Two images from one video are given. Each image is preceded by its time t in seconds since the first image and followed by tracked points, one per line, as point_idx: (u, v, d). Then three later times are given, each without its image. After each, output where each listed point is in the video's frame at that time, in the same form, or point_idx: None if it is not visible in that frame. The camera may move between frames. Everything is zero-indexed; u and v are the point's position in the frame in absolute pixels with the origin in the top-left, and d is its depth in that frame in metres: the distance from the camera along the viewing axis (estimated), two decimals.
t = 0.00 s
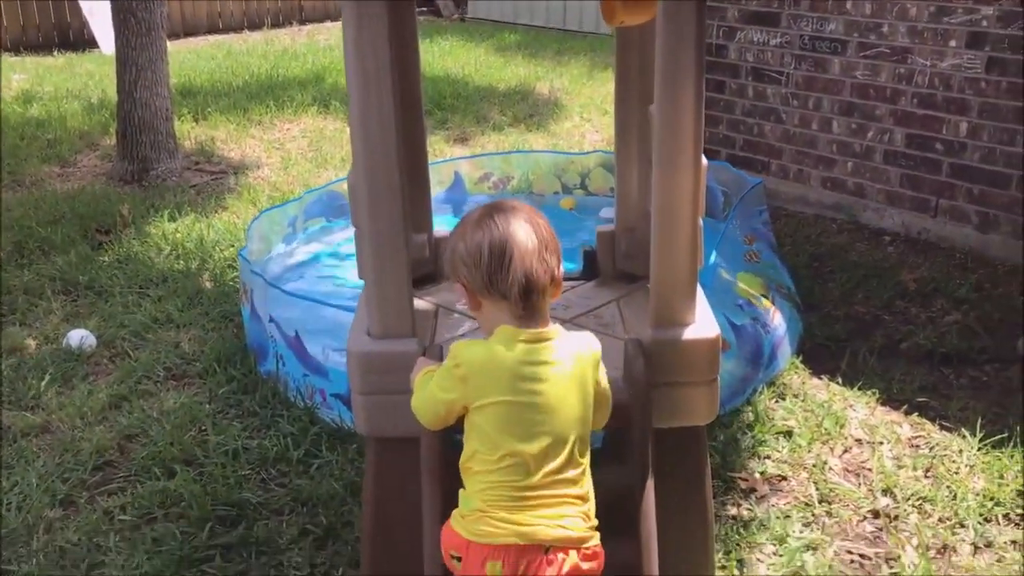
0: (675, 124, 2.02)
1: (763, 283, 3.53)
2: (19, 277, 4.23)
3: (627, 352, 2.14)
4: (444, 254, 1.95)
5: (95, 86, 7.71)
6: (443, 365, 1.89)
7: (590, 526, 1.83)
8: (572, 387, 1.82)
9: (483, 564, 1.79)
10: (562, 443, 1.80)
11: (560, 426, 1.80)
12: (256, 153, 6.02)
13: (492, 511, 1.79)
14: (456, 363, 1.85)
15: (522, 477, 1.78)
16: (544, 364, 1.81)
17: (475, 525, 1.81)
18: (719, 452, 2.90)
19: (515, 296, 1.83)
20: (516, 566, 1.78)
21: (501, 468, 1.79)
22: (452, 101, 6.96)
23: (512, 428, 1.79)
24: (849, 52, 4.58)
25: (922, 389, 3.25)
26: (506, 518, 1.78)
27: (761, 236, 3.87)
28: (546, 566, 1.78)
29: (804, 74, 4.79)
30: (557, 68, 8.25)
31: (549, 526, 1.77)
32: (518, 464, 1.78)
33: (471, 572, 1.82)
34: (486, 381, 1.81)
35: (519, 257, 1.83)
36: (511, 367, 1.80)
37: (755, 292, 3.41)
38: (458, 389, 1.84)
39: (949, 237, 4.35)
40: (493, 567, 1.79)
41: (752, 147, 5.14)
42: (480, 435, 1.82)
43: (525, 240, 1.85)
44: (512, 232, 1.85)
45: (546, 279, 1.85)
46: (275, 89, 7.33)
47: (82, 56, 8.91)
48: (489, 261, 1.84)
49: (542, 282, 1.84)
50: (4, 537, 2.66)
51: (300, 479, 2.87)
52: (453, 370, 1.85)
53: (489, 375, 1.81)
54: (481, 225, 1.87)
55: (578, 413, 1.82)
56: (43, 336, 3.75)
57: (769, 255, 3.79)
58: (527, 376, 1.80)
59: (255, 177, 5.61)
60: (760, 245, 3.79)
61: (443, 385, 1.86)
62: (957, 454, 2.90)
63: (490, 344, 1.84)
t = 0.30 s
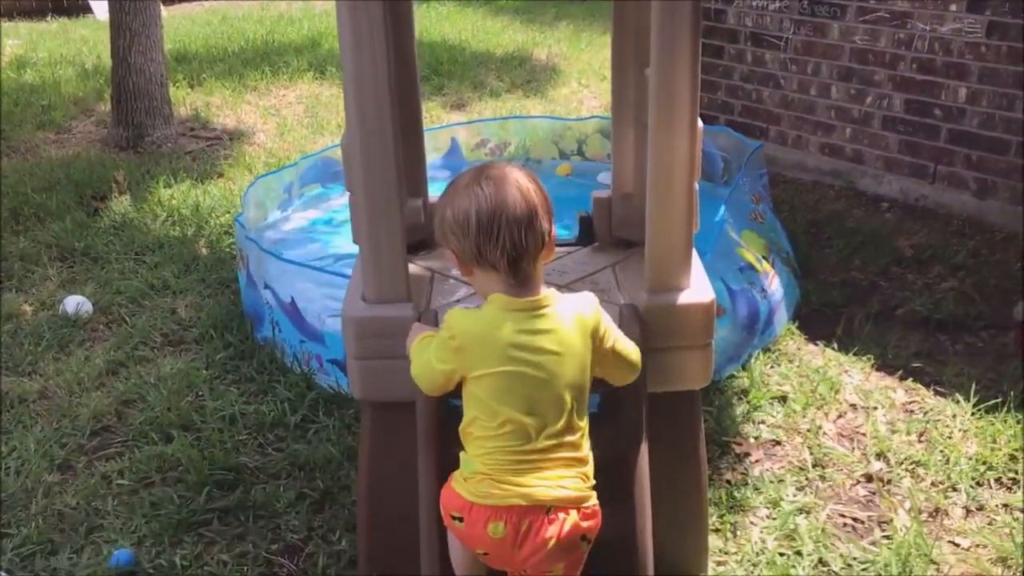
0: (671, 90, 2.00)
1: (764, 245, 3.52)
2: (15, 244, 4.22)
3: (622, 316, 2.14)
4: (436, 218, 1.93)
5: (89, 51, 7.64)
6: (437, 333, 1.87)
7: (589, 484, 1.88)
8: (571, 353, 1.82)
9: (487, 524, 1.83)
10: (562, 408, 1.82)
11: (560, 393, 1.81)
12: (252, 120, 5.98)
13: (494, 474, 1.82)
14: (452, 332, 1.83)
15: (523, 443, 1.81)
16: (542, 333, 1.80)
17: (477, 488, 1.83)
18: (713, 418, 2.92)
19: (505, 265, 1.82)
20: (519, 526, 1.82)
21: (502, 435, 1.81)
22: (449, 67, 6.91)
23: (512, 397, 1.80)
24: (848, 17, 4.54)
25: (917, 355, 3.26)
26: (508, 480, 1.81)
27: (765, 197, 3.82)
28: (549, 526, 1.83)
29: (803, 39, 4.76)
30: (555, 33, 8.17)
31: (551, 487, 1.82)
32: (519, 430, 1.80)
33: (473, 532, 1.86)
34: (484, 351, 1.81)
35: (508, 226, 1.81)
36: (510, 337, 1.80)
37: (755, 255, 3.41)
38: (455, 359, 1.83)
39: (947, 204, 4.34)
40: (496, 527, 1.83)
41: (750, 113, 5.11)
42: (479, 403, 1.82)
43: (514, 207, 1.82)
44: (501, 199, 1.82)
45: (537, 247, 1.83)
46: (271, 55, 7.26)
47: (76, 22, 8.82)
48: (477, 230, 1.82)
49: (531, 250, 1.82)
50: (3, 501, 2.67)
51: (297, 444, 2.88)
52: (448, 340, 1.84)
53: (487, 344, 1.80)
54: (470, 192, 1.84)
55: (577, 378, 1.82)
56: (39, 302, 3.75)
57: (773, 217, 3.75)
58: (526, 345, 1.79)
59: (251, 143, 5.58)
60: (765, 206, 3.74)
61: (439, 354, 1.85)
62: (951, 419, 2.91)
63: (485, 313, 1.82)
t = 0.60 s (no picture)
0: (674, 74, 2.00)
1: (764, 233, 3.52)
2: (20, 226, 4.23)
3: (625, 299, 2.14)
4: (441, 200, 1.93)
5: (93, 33, 7.63)
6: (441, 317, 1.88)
7: (597, 464, 1.88)
8: (575, 335, 1.82)
9: (497, 506, 1.84)
10: (567, 390, 1.83)
11: (565, 375, 1.82)
12: (256, 103, 5.98)
13: (502, 456, 1.83)
14: (456, 317, 1.84)
15: (530, 425, 1.82)
16: (546, 316, 1.81)
17: (486, 471, 1.85)
18: (714, 401, 2.93)
19: (509, 246, 1.82)
20: (529, 507, 1.83)
21: (508, 418, 1.83)
22: (453, 50, 6.89)
23: (517, 381, 1.81)
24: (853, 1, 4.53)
25: (919, 340, 3.27)
26: (517, 462, 1.82)
27: (766, 183, 3.81)
28: (557, 506, 1.84)
29: (808, 24, 4.74)
30: (558, 16, 8.14)
31: (559, 468, 1.83)
32: (524, 413, 1.82)
33: (484, 514, 1.87)
34: (488, 335, 1.82)
35: (511, 207, 1.81)
36: (513, 322, 1.80)
37: (756, 241, 3.41)
38: (459, 343, 1.84)
39: (950, 189, 4.34)
40: (506, 508, 1.83)
41: (755, 97, 5.11)
42: (484, 386, 1.84)
43: (518, 187, 1.82)
44: (505, 180, 1.82)
45: (541, 228, 1.83)
46: (275, 38, 7.25)
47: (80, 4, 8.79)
48: (480, 210, 1.82)
49: (534, 231, 1.82)
50: (9, 481, 2.69)
51: (301, 426, 2.90)
52: (452, 324, 1.85)
53: (491, 329, 1.81)
54: (474, 173, 1.84)
55: (581, 359, 1.83)
56: (44, 283, 3.77)
57: (772, 203, 3.75)
58: (529, 329, 1.80)
59: (255, 126, 5.59)
60: (765, 192, 3.75)
61: (443, 339, 1.86)
62: (952, 404, 2.92)
63: (489, 298, 1.83)
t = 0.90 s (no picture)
0: (681, 75, 2.00)
1: (772, 233, 3.52)
2: (25, 225, 4.23)
3: (630, 299, 2.14)
4: (453, 199, 1.93)
5: (98, 34, 7.64)
6: (450, 316, 1.88)
7: (602, 464, 1.88)
8: (583, 336, 1.83)
9: (503, 504, 1.83)
10: (573, 390, 1.82)
11: (572, 376, 1.82)
12: (260, 104, 5.99)
13: (508, 455, 1.83)
14: (465, 314, 1.85)
15: (536, 424, 1.82)
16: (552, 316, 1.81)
17: (492, 469, 1.84)
18: (719, 403, 2.93)
19: (523, 245, 1.82)
20: (535, 506, 1.82)
21: (514, 416, 1.82)
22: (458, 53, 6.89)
23: (524, 379, 1.81)
24: (859, 4, 4.53)
25: (923, 343, 3.27)
26: (523, 460, 1.82)
27: (774, 185, 3.81)
28: (563, 505, 1.83)
29: (813, 27, 4.75)
30: (563, 19, 8.15)
31: (565, 467, 1.82)
32: (531, 412, 1.82)
33: (489, 512, 1.86)
34: (497, 334, 1.82)
35: (525, 206, 1.81)
36: (522, 320, 1.81)
37: (762, 242, 3.41)
38: (468, 341, 1.84)
39: (955, 192, 4.34)
40: (513, 506, 1.83)
41: (759, 100, 5.11)
42: (491, 385, 1.84)
43: (531, 186, 1.83)
44: (518, 178, 1.83)
45: (554, 227, 1.84)
46: (280, 39, 7.26)
47: (86, 5, 8.81)
48: (494, 209, 1.82)
49: (548, 230, 1.82)
50: (13, 479, 2.69)
51: (305, 425, 2.90)
52: (461, 322, 1.85)
53: (500, 327, 1.82)
54: (486, 171, 1.85)
55: (588, 361, 1.83)
56: (49, 283, 3.77)
57: (780, 204, 3.75)
58: (537, 328, 1.80)
59: (260, 127, 5.59)
60: (773, 193, 3.74)
61: (451, 337, 1.86)
62: (956, 407, 2.92)
63: (498, 296, 1.83)
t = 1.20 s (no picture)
0: (685, 89, 2.02)
1: (773, 245, 3.52)
2: (31, 235, 4.25)
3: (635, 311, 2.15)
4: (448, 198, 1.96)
5: (104, 45, 7.68)
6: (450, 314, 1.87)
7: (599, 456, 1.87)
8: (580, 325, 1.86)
9: (499, 493, 1.83)
10: (574, 378, 1.84)
11: (574, 363, 1.84)
12: (266, 115, 6.01)
13: (509, 444, 1.82)
14: (467, 310, 1.84)
15: (540, 413, 1.82)
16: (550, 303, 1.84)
17: (491, 458, 1.84)
18: (723, 414, 2.94)
19: (516, 244, 1.85)
20: (531, 496, 1.82)
21: (518, 406, 1.82)
22: (462, 64, 6.92)
23: (529, 368, 1.81)
24: (861, 17, 4.54)
25: (927, 355, 3.27)
26: (522, 450, 1.81)
27: (774, 197, 3.82)
28: (559, 497, 1.82)
29: (816, 39, 4.77)
30: (566, 31, 8.18)
31: (562, 458, 1.81)
32: (535, 400, 1.82)
33: (486, 500, 1.86)
34: (501, 325, 1.82)
35: (518, 206, 1.84)
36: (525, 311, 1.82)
37: (764, 254, 3.42)
38: (470, 338, 1.84)
39: (958, 204, 4.35)
40: (509, 496, 1.82)
41: (762, 112, 5.13)
42: (495, 378, 1.83)
43: (524, 188, 1.85)
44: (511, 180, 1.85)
45: (547, 227, 1.87)
46: (285, 50, 7.30)
47: (92, 15, 8.84)
48: (489, 209, 1.85)
49: (541, 230, 1.85)
50: (18, 489, 2.70)
51: (309, 435, 2.91)
52: (463, 318, 1.84)
53: (504, 319, 1.82)
54: (481, 172, 1.87)
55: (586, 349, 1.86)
56: (55, 293, 3.79)
57: (781, 216, 3.76)
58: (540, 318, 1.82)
59: (265, 138, 5.62)
60: (773, 206, 3.76)
61: (453, 337, 1.86)
62: (960, 419, 2.92)
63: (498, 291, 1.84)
